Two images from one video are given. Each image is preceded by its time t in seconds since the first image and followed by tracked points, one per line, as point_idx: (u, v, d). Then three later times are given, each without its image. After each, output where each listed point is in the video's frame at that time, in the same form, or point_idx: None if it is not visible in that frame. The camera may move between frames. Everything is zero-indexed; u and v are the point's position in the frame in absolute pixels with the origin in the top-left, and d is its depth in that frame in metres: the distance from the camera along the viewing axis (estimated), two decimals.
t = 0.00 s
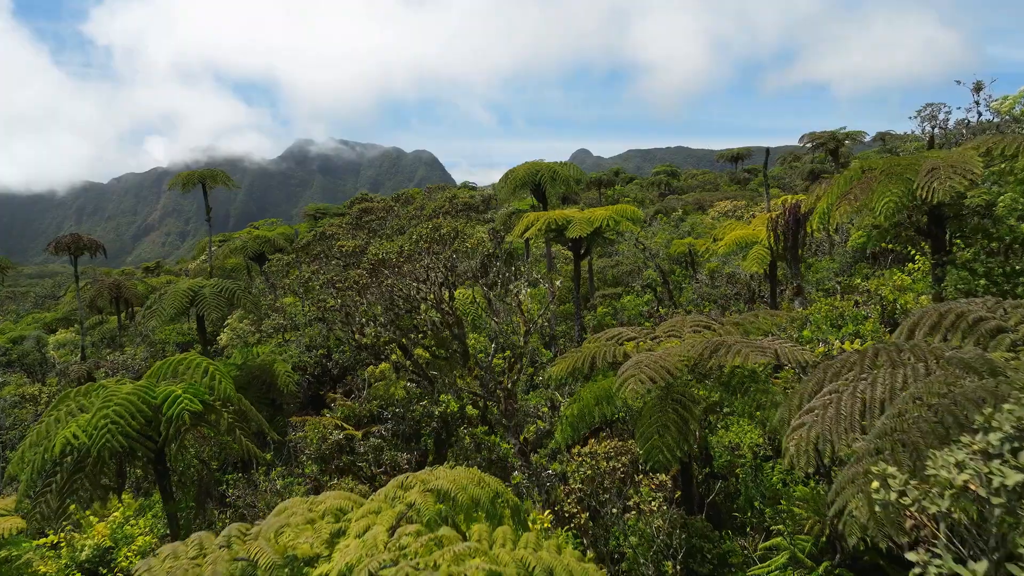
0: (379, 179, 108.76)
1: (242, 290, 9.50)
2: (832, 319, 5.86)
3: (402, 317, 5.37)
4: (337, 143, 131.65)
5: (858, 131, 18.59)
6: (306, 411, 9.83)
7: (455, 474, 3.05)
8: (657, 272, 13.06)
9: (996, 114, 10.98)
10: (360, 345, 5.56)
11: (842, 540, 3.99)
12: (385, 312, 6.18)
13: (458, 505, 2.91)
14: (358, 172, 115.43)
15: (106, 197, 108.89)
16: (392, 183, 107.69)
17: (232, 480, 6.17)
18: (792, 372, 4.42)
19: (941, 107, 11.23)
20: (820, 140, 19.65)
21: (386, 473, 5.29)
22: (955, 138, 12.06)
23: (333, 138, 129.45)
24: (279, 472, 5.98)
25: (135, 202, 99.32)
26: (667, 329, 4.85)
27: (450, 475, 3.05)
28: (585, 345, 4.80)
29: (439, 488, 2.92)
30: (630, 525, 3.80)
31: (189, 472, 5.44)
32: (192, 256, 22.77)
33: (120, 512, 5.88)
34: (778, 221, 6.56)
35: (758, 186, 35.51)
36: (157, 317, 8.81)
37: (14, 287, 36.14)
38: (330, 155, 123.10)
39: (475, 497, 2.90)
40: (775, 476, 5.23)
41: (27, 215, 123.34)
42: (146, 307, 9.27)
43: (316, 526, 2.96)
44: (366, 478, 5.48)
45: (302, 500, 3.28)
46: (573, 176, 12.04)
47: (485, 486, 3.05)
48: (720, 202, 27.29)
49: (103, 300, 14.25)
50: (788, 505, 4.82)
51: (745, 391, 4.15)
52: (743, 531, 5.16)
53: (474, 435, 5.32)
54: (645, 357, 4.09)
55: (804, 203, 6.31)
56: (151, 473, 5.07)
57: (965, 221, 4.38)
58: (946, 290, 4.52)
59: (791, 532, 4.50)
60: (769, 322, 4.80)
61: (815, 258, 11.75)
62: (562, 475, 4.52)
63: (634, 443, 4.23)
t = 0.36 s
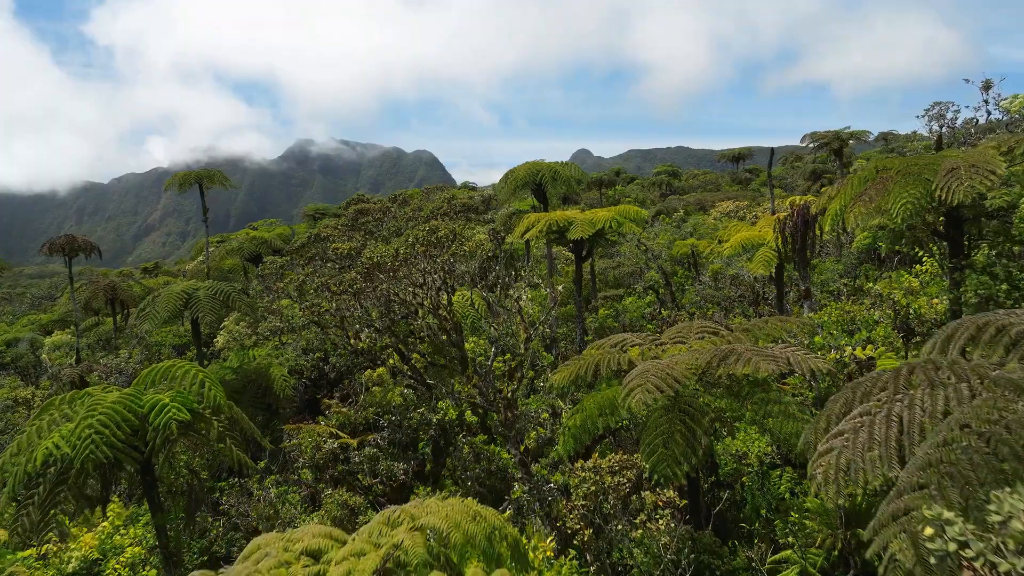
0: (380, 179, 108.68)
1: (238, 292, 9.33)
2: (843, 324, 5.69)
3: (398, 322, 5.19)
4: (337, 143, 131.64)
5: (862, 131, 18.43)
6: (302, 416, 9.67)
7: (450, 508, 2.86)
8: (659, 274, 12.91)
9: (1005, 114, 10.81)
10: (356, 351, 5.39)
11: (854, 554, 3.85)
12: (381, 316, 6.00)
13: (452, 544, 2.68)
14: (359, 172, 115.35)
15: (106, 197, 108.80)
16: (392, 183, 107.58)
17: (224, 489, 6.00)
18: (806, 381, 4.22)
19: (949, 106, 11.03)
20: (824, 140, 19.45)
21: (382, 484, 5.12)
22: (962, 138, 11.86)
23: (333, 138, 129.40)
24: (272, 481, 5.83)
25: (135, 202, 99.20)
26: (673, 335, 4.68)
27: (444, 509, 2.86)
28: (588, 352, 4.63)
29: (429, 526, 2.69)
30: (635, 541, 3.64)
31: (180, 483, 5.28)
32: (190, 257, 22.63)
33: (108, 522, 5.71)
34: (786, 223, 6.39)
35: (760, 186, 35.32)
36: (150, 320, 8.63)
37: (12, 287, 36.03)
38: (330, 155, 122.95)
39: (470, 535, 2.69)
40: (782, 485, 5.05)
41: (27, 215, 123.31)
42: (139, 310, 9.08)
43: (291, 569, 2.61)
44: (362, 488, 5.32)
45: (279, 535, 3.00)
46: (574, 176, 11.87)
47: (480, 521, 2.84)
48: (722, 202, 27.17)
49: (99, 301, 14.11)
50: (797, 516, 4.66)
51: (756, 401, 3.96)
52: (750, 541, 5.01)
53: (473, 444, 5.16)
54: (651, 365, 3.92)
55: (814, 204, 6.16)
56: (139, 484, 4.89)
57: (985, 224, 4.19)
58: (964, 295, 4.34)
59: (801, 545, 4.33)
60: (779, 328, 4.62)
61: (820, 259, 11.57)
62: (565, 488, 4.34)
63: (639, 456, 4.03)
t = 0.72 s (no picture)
0: (380, 180, 108.62)
1: (232, 295, 9.16)
2: (854, 331, 5.50)
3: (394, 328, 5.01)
4: (338, 143, 131.70)
5: (866, 131, 18.25)
6: (299, 421, 9.53)
7: (443, 553, 2.87)
8: (661, 275, 12.75)
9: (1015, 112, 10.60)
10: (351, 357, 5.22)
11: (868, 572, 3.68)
12: (377, 321, 5.82)
13: None
14: (359, 172, 115.26)
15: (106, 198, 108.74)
16: (392, 183, 107.46)
17: (215, 500, 5.83)
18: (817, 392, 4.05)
19: (958, 105, 10.82)
20: (828, 140, 19.24)
21: (378, 495, 4.95)
22: (972, 137, 11.64)
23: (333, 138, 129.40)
24: (265, 491, 5.67)
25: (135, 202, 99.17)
26: (679, 343, 4.51)
27: (437, 555, 2.87)
28: (591, 361, 4.46)
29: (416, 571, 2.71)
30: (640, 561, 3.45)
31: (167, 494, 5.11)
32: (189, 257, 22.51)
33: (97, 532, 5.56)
34: (795, 225, 6.21)
35: (762, 186, 35.12)
36: (143, 323, 8.47)
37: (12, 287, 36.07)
38: (330, 155, 122.81)
39: None
40: (790, 495, 4.89)
41: (27, 215, 123.30)
42: (132, 313, 8.90)
43: None
44: (357, 499, 5.16)
45: None
46: (576, 176, 11.69)
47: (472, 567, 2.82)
48: (724, 203, 27.03)
49: (95, 303, 13.98)
50: (806, 529, 4.48)
51: (768, 413, 3.78)
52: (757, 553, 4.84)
53: (471, 455, 4.99)
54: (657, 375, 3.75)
55: (825, 205, 5.98)
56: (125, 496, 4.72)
57: (1008, 226, 3.99)
58: (984, 301, 4.15)
59: (812, 560, 4.13)
60: (791, 335, 4.44)
61: (825, 261, 11.39)
62: (567, 502, 4.16)
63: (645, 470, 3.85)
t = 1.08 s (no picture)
0: (380, 180, 108.50)
1: (227, 298, 9.00)
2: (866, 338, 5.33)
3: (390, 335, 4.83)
4: (338, 143, 131.62)
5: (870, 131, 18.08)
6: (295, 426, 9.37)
7: None
8: (663, 277, 12.60)
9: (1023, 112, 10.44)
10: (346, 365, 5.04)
11: None
12: (373, 326, 5.64)
13: None
14: (359, 172, 115.16)
15: (105, 198, 108.62)
16: (393, 184, 107.32)
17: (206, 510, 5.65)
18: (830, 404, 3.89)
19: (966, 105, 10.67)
20: (832, 140, 19.09)
21: (373, 508, 4.78)
22: (979, 138, 11.50)
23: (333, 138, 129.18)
24: (258, 501, 5.51)
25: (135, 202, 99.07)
26: (685, 351, 4.36)
27: None
28: (594, 370, 4.29)
29: None
30: None
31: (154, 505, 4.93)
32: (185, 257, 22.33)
33: (83, 545, 5.38)
34: (803, 228, 6.04)
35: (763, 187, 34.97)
36: (136, 326, 8.29)
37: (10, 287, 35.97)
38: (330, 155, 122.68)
39: None
40: (799, 507, 4.69)
41: (26, 215, 123.21)
42: (125, 317, 8.73)
43: None
44: (352, 512, 4.99)
45: None
46: (576, 177, 11.53)
47: None
48: (726, 203, 26.88)
49: (89, 305, 13.82)
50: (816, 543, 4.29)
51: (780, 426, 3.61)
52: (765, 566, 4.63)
53: (470, 466, 4.81)
54: (665, 387, 3.58)
55: (836, 207, 5.81)
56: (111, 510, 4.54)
57: None
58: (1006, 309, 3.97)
59: None
60: (803, 344, 4.26)
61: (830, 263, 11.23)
62: (571, 518, 3.99)
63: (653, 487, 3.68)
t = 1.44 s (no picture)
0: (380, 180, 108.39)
1: (223, 301, 8.86)
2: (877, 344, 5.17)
3: (387, 343, 4.67)
4: (338, 143, 131.50)
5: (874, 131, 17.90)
6: (292, 430, 9.24)
7: None
8: (665, 279, 12.46)
9: None
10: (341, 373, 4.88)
11: None
12: (369, 332, 5.48)
13: None
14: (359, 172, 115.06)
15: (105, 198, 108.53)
16: (393, 184, 107.20)
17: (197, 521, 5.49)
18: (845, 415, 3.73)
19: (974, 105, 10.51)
20: (836, 140, 18.91)
21: (369, 521, 4.62)
22: (988, 138, 11.33)
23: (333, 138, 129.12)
24: (251, 513, 5.36)
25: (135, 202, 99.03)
26: (692, 359, 4.21)
27: None
28: (597, 380, 4.14)
29: None
30: None
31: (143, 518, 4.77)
32: (183, 258, 22.22)
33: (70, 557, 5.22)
34: (812, 230, 5.88)
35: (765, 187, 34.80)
36: (129, 331, 8.14)
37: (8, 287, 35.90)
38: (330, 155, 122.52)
39: None
40: (806, 517, 4.50)
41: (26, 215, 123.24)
42: (118, 320, 8.58)
43: None
44: (347, 524, 4.83)
45: None
46: (578, 177, 11.37)
47: None
48: (727, 203, 26.72)
49: (85, 307, 13.69)
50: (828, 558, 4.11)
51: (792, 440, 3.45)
52: None
53: (470, 478, 4.66)
54: (673, 397, 3.43)
55: (847, 209, 5.65)
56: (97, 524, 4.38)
57: None
58: None
59: None
60: (815, 352, 4.10)
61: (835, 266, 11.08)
62: (574, 534, 3.83)
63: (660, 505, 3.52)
